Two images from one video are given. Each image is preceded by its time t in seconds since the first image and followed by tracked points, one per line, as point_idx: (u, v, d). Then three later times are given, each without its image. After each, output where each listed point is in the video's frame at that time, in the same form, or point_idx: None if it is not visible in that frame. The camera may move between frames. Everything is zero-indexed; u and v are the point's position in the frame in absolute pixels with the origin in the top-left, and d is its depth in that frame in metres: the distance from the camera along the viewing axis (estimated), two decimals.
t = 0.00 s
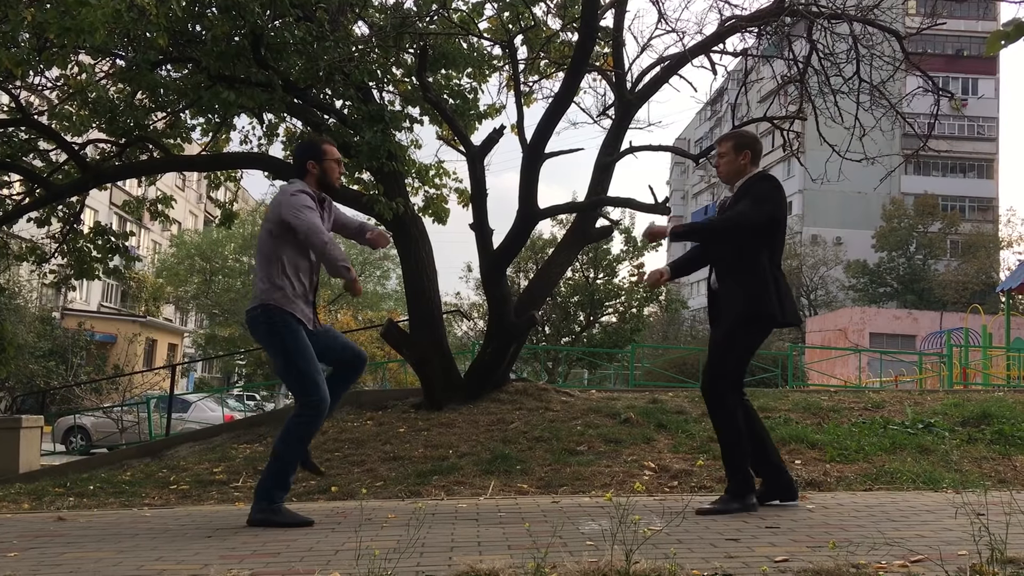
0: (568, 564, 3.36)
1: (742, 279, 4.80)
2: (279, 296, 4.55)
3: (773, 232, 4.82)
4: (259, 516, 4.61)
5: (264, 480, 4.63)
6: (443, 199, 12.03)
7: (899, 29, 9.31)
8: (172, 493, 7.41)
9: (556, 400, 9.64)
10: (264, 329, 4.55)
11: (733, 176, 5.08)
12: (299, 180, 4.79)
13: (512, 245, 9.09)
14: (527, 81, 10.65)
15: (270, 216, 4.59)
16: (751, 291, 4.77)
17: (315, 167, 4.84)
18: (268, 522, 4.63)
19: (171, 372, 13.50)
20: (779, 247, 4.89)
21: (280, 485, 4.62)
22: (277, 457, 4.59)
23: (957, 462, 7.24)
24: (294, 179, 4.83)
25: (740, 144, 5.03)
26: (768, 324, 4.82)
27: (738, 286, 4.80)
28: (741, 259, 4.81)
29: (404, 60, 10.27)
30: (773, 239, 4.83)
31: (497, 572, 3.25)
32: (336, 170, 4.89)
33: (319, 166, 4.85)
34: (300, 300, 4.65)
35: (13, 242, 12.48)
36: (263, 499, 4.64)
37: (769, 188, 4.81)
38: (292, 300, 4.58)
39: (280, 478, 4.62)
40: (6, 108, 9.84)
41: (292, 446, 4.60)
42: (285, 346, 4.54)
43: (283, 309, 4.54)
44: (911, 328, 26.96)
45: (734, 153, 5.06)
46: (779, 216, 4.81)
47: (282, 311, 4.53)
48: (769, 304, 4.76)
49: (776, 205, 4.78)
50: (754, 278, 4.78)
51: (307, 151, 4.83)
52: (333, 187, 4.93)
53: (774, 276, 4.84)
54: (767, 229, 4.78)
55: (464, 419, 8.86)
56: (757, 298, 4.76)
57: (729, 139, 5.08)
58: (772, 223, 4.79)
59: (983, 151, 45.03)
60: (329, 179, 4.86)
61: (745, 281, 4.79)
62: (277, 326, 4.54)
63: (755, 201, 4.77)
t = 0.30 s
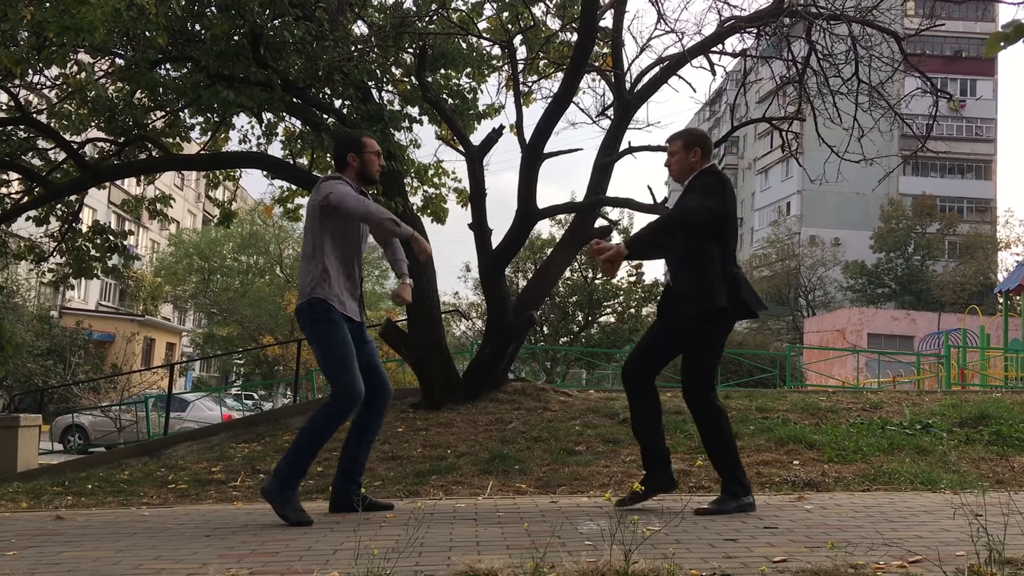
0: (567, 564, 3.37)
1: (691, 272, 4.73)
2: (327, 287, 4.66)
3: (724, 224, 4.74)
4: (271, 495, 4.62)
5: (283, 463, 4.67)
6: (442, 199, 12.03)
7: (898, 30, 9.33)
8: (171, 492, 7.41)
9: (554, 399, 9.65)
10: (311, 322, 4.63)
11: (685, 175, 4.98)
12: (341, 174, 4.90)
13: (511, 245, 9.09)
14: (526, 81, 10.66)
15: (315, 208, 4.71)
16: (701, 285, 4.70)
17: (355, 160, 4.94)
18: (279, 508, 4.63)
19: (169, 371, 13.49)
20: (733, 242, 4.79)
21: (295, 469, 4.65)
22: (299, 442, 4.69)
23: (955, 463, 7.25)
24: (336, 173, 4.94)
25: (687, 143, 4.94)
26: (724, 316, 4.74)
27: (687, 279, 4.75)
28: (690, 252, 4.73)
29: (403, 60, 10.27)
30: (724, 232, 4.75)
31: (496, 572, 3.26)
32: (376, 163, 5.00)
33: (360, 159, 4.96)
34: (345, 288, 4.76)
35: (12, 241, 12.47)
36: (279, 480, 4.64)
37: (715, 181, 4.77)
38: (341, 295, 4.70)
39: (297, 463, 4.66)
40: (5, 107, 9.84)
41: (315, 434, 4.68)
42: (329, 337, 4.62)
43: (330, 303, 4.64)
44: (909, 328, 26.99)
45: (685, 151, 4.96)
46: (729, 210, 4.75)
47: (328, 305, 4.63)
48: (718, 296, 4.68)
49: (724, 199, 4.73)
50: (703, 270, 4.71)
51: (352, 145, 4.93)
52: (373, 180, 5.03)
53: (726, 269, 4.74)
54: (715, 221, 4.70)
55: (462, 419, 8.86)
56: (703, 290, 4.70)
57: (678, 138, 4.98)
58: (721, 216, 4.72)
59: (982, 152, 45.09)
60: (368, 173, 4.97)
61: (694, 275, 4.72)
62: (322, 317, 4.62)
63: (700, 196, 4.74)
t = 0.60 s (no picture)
0: (565, 567, 3.37)
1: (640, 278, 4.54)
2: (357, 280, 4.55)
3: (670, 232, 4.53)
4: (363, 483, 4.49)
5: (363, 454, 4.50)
6: (440, 201, 12.04)
7: (895, 35, 9.35)
8: (168, 495, 7.40)
9: (552, 403, 9.64)
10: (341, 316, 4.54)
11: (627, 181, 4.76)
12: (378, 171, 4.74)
13: (510, 246, 9.08)
14: (525, 84, 10.69)
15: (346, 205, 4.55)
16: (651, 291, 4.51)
17: (393, 158, 4.77)
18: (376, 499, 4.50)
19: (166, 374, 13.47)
20: (685, 246, 4.59)
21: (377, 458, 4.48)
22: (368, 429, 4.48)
23: (953, 467, 7.26)
24: (372, 171, 4.79)
25: (631, 148, 4.72)
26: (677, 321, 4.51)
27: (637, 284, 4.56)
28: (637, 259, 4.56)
29: (402, 63, 10.28)
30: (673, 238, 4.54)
31: (494, 574, 3.26)
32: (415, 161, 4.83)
33: (397, 158, 4.78)
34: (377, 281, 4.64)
35: (10, 243, 12.47)
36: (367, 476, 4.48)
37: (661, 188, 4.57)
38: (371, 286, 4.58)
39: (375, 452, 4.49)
40: (3, 109, 9.83)
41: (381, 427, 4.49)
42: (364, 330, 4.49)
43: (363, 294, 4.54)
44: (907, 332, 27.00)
45: (629, 157, 4.74)
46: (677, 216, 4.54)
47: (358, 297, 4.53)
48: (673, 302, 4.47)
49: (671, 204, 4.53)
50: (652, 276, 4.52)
51: (389, 142, 4.77)
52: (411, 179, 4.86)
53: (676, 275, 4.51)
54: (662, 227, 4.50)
55: (460, 422, 8.86)
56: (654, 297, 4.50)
57: (622, 143, 4.78)
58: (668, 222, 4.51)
59: (980, 157, 45.16)
60: (406, 171, 4.79)
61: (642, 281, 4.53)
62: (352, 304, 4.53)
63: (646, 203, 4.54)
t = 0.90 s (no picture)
0: (565, 570, 3.38)
1: (594, 290, 4.54)
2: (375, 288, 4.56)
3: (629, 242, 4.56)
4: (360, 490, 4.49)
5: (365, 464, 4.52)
6: (439, 204, 12.05)
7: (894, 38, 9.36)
8: (167, 497, 7.39)
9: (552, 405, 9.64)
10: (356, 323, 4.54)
11: (592, 183, 4.81)
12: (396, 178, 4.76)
13: (509, 249, 9.03)
14: (523, 87, 10.72)
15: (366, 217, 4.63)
16: (605, 301, 4.51)
17: (412, 166, 4.81)
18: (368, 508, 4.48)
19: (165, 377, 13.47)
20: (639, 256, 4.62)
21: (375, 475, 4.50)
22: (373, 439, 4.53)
23: (952, 470, 7.27)
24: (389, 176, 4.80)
25: (597, 150, 4.79)
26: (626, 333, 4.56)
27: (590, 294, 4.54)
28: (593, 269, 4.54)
29: (401, 66, 10.29)
30: (632, 249, 4.57)
31: None
32: (432, 171, 4.88)
33: (416, 166, 4.82)
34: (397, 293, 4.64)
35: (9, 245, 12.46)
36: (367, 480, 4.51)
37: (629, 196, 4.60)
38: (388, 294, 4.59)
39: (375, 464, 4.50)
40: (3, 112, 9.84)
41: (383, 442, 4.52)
42: (379, 340, 4.52)
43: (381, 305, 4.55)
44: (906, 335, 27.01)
45: (594, 158, 4.80)
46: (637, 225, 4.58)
47: (376, 307, 4.54)
48: (626, 314, 4.49)
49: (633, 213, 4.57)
50: (608, 286, 4.52)
51: (410, 150, 4.79)
52: (426, 189, 4.90)
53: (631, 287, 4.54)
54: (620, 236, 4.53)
55: (459, 425, 8.86)
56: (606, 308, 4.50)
57: (587, 144, 4.82)
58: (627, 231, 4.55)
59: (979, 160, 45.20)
60: (423, 180, 4.84)
61: (597, 292, 4.53)
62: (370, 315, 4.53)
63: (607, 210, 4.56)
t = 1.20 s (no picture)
0: (564, 571, 3.39)
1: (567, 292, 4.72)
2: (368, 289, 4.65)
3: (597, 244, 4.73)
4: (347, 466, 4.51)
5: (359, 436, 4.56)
6: (439, 205, 12.05)
7: (893, 40, 9.37)
8: (166, 498, 7.39)
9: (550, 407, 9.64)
10: (350, 319, 4.64)
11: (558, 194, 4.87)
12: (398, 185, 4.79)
13: (509, 251, 9.11)
14: (523, 88, 10.73)
15: (361, 215, 4.68)
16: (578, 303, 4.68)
17: (415, 173, 4.83)
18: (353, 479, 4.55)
19: (164, 378, 13.45)
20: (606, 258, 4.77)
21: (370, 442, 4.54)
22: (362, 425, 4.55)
23: (951, 472, 7.28)
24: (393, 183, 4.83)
25: (563, 163, 4.85)
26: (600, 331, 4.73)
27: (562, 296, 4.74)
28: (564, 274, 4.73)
29: (400, 67, 10.28)
30: (602, 251, 4.75)
31: None
32: (435, 181, 4.87)
33: (420, 174, 4.84)
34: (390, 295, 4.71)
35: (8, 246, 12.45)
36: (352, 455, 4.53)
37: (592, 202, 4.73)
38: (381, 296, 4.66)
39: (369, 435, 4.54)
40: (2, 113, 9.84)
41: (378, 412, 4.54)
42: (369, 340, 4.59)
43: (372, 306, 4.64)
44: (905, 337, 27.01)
45: (561, 171, 4.87)
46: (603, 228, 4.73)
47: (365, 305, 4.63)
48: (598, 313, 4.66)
49: (599, 218, 4.69)
50: (578, 287, 4.70)
51: (414, 158, 4.82)
52: (429, 198, 4.90)
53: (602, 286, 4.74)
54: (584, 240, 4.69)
55: (458, 426, 8.87)
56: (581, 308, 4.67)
57: (554, 157, 4.88)
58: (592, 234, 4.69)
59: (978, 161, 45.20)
60: (426, 189, 4.84)
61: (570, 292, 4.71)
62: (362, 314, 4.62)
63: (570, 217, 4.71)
